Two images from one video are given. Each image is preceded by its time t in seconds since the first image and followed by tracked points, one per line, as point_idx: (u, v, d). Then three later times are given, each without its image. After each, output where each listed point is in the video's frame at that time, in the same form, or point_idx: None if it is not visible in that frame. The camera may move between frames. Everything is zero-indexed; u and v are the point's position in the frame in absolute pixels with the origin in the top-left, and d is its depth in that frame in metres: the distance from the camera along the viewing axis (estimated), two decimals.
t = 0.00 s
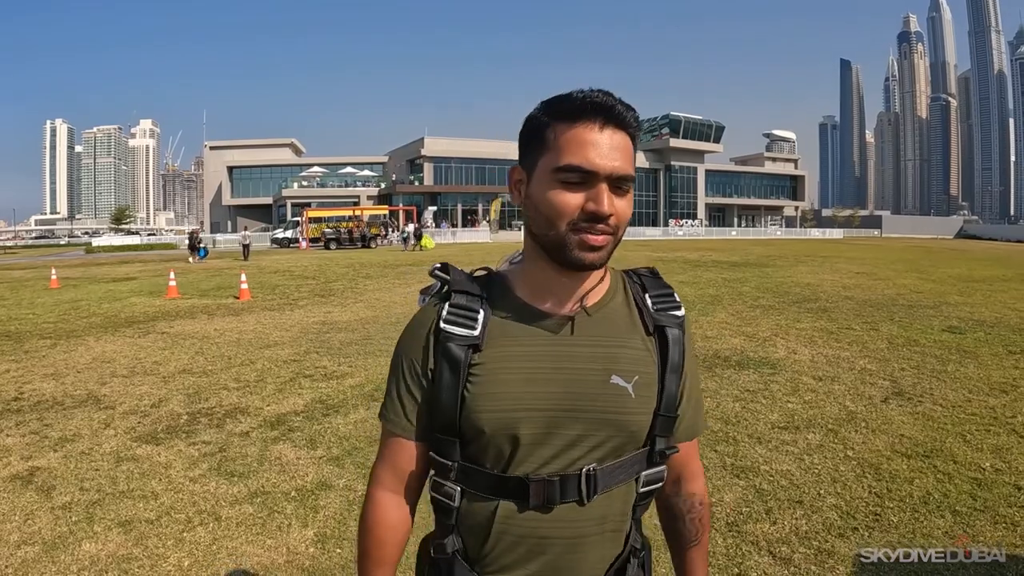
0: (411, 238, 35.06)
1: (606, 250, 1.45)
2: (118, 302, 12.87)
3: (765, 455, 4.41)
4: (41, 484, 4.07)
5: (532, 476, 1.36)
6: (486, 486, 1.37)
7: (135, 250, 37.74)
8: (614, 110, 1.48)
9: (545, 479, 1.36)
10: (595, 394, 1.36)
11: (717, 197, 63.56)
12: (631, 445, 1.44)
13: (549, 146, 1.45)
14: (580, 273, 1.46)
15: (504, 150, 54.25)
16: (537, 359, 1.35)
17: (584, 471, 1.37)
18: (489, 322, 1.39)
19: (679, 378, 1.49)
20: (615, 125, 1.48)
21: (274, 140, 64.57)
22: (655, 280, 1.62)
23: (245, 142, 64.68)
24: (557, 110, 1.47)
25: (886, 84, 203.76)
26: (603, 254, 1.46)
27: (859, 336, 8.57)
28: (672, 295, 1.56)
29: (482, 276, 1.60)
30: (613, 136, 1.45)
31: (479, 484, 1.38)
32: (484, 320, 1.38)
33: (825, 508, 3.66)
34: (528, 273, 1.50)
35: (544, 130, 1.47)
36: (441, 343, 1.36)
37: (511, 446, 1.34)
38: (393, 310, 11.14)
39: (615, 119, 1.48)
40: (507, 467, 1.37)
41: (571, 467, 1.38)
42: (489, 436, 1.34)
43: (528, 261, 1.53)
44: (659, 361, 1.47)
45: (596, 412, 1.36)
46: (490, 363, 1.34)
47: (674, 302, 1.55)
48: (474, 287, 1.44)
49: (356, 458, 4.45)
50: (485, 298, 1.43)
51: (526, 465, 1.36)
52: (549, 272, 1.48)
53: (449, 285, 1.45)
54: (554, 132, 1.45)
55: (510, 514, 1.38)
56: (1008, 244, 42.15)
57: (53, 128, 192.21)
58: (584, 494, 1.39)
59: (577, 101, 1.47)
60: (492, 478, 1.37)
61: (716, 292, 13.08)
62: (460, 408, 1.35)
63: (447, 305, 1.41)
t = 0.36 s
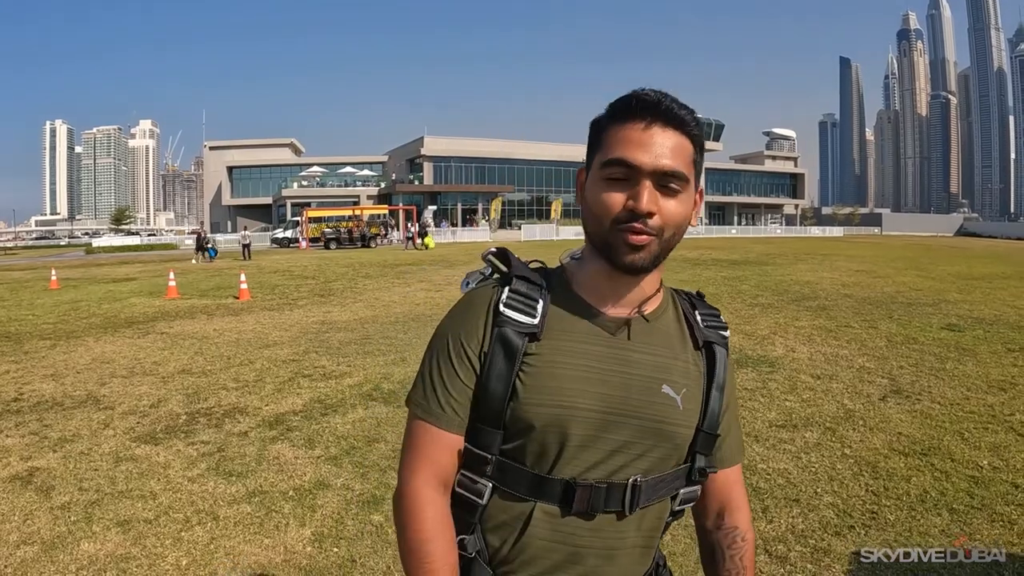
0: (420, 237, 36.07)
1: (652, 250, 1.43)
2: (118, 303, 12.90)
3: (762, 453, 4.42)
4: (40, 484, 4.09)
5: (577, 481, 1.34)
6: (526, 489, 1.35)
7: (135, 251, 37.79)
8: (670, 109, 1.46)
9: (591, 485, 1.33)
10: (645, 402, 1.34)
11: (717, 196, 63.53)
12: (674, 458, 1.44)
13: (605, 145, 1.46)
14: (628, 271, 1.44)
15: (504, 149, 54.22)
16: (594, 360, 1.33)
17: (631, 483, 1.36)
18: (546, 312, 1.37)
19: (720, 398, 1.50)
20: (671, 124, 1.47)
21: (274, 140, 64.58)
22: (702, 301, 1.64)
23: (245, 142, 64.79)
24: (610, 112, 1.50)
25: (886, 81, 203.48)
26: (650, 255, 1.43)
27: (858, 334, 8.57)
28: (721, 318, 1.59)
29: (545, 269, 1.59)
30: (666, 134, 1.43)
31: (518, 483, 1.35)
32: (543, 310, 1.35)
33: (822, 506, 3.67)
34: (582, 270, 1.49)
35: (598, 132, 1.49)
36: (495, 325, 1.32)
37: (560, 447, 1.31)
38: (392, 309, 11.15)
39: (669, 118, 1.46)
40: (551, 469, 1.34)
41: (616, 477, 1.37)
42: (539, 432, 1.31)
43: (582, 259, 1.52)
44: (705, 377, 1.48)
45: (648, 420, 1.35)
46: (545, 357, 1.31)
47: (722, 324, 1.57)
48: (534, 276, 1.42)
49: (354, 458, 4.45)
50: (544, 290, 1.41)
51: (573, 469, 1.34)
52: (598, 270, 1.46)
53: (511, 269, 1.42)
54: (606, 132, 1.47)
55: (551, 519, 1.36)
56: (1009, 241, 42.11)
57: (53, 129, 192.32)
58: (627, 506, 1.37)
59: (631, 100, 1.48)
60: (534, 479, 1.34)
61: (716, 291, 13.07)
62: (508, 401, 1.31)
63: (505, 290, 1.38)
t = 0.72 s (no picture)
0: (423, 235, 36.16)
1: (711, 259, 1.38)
2: (121, 303, 12.94)
3: (765, 452, 4.41)
4: (44, 483, 4.10)
5: (606, 491, 1.27)
6: (550, 499, 1.26)
7: (139, 251, 37.92)
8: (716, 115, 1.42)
9: (619, 494, 1.27)
10: (671, 407, 1.31)
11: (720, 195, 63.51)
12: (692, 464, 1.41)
13: (663, 147, 1.36)
14: (679, 279, 1.37)
15: (507, 149, 54.24)
16: (623, 366, 1.27)
17: (654, 490, 1.31)
18: (570, 314, 1.30)
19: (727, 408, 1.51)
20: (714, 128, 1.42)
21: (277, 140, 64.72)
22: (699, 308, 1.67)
23: (248, 142, 64.97)
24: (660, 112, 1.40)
25: (889, 79, 203.08)
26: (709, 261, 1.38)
27: (861, 333, 8.56)
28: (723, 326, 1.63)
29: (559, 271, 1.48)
30: (715, 142, 1.38)
31: (542, 495, 1.26)
32: (568, 312, 1.28)
33: (825, 505, 3.66)
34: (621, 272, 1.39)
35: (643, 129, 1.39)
36: (520, 326, 1.23)
37: (585, 455, 1.24)
38: (395, 309, 11.18)
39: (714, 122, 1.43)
40: (577, 478, 1.26)
41: (639, 485, 1.32)
42: (567, 442, 1.23)
43: (612, 262, 1.43)
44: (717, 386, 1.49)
45: (673, 430, 1.32)
46: (575, 359, 1.24)
47: (724, 331, 1.61)
48: (558, 276, 1.35)
49: (357, 457, 4.46)
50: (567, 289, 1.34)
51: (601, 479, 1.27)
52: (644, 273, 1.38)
53: (532, 269, 1.34)
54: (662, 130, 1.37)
55: (579, 530, 1.28)
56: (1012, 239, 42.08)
57: (57, 130, 192.98)
58: (650, 514, 1.33)
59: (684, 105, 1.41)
60: (558, 491, 1.26)
61: (719, 290, 13.06)
62: (534, 407, 1.22)
63: (530, 290, 1.29)
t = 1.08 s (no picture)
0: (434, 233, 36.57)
1: (654, 252, 1.37)
2: (127, 302, 12.98)
3: (770, 452, 4.41)
4: (50, 482, 4.13)
5: (590, 507, 1.23)
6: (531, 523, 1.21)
7: (144, 251, 38.04)
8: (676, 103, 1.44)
9: (605, 508, 1.24)
10: (649, 414, 1.28)
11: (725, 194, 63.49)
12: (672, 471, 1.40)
13: (608, 133, 1.41)
14: (625, 270, 1.37)
15: (511, 149, 54.26)
16: (598, 375, 1.22)
17: (638, 501, 1.29)
18: (539, 322, 1.23)
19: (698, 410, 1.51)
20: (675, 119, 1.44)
21: (281, 140, 64.87)
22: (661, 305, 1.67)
23: (253, 142, 65.15)
24: (616, 103, 1.45)
25: (893, 78, 202.61)
26: (652, 256, 1.37)
27: (865, 332, 8.55)
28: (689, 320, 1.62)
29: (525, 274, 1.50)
30: (669, 127, 1.41)
31: (521, 517, 1.20)
32: (536, 322, 1.21)
33: (829, 505, 3.66)
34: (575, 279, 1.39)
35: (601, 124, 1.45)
36: (486, 340, 1.16)
37: (567, 473, 1.20)
38: (400, 308, 11.20)
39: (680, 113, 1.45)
40: (558, 497, 1.22)
41: (625, 496, 1.29)
42: (547, 459, 1.18)
43: (571, 263, 1.43)
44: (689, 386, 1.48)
45: (653, 436, 1.29)
46: (548, 374, 1.17)
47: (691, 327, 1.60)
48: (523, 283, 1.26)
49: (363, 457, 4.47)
50: (532, 296, 1.26)
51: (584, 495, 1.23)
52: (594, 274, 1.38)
53: (493, 279, 1.25)
54: (614, 120, 1.43)
55: (564, 550, 1.24)
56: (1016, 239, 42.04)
57: (61, 130, 194.02)
58: (635, 524, 1.30)
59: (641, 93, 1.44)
60: (538, 511, 1.21)
61: (723, 289, 13.07)
62: (506, 429, 1.16)
63: (492, 300, 1.21)
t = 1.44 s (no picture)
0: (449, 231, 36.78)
1: (569, 246, 1.47)
2: (131, 302, 12.97)
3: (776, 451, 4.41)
4: (57, 482, 4.15)
5: (495, 528, 1.35)
6: (444, 533, 1.35)
7: (147, 250, 37.97)
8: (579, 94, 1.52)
9: (513, 530, 1.35)
10: (563, 413, 1.39)
11: (728, 193, 63.41)
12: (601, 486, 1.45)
13: (510, 128, 1.51)
14: (533, 271, 1.47)
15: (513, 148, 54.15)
16: (497, 385, 1.37)
17: (554, 523, 1.38)
18: (444, 338, 1.40)
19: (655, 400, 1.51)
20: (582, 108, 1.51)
21: (284, 139, 64.79)
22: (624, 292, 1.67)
23: (256, 141, 65.13)
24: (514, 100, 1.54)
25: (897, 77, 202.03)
26: (569, 250, 1.48)
27: (870, 331, 8.53)
28: (646, 311, 1.60)
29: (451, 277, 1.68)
30: (569, 117, 1.48)
31: (431, 530, 1.36)
32: (437, 331, 1.40)
33: (835, 503, 3.66)
34: (482, 280, 1.57)
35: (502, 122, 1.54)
36: (386, 349, 1.36)
37: (464, 484, 1.34)
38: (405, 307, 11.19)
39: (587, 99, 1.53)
40: (465, 510, 1.35)
41: (541, 518, 1.39)
42: (445, 472, 1.33)
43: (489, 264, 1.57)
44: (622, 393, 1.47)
45: (564, 449, 1.38)
46: (444, 385, 1.35)
47: (647, 318, 1.59)
48: (428, 292, 1.46)
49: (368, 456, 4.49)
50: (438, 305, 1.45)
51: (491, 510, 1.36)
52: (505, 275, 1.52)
53: (400, 286, 1.45)
54: (517, 116, 1.52)
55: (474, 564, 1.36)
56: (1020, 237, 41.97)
57: (64, 129, 194.33)
58: (555, 547, 1.39)
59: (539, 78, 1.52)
60: (448, 527, 1.35)
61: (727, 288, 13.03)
62: (410, 437, 1.34)
63: (398, 310, 1.40)
